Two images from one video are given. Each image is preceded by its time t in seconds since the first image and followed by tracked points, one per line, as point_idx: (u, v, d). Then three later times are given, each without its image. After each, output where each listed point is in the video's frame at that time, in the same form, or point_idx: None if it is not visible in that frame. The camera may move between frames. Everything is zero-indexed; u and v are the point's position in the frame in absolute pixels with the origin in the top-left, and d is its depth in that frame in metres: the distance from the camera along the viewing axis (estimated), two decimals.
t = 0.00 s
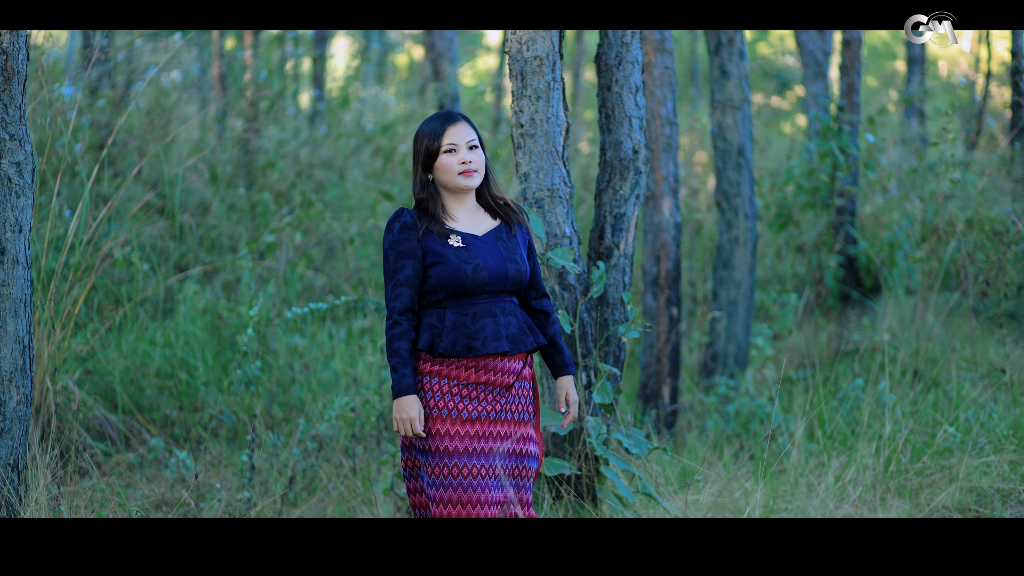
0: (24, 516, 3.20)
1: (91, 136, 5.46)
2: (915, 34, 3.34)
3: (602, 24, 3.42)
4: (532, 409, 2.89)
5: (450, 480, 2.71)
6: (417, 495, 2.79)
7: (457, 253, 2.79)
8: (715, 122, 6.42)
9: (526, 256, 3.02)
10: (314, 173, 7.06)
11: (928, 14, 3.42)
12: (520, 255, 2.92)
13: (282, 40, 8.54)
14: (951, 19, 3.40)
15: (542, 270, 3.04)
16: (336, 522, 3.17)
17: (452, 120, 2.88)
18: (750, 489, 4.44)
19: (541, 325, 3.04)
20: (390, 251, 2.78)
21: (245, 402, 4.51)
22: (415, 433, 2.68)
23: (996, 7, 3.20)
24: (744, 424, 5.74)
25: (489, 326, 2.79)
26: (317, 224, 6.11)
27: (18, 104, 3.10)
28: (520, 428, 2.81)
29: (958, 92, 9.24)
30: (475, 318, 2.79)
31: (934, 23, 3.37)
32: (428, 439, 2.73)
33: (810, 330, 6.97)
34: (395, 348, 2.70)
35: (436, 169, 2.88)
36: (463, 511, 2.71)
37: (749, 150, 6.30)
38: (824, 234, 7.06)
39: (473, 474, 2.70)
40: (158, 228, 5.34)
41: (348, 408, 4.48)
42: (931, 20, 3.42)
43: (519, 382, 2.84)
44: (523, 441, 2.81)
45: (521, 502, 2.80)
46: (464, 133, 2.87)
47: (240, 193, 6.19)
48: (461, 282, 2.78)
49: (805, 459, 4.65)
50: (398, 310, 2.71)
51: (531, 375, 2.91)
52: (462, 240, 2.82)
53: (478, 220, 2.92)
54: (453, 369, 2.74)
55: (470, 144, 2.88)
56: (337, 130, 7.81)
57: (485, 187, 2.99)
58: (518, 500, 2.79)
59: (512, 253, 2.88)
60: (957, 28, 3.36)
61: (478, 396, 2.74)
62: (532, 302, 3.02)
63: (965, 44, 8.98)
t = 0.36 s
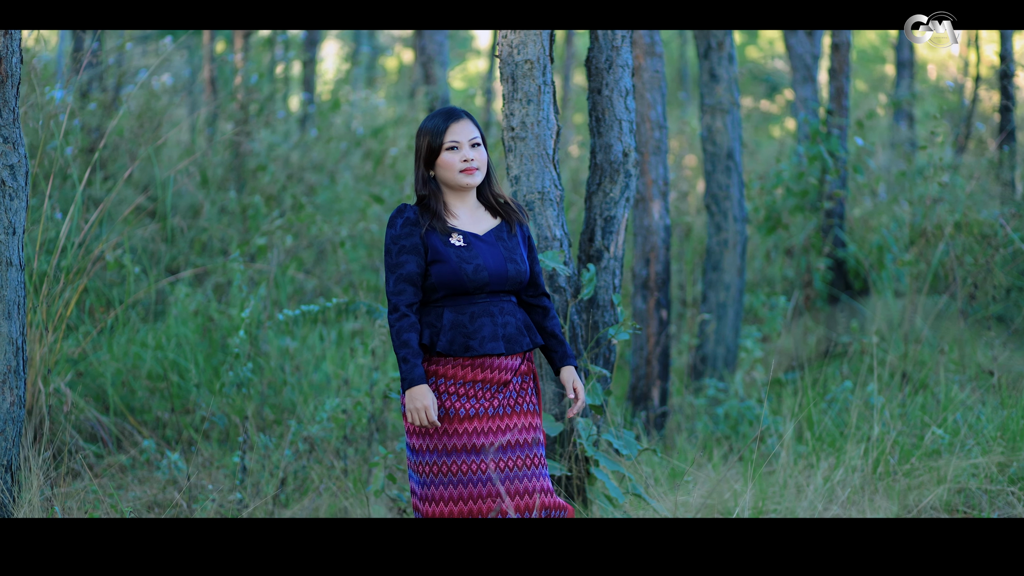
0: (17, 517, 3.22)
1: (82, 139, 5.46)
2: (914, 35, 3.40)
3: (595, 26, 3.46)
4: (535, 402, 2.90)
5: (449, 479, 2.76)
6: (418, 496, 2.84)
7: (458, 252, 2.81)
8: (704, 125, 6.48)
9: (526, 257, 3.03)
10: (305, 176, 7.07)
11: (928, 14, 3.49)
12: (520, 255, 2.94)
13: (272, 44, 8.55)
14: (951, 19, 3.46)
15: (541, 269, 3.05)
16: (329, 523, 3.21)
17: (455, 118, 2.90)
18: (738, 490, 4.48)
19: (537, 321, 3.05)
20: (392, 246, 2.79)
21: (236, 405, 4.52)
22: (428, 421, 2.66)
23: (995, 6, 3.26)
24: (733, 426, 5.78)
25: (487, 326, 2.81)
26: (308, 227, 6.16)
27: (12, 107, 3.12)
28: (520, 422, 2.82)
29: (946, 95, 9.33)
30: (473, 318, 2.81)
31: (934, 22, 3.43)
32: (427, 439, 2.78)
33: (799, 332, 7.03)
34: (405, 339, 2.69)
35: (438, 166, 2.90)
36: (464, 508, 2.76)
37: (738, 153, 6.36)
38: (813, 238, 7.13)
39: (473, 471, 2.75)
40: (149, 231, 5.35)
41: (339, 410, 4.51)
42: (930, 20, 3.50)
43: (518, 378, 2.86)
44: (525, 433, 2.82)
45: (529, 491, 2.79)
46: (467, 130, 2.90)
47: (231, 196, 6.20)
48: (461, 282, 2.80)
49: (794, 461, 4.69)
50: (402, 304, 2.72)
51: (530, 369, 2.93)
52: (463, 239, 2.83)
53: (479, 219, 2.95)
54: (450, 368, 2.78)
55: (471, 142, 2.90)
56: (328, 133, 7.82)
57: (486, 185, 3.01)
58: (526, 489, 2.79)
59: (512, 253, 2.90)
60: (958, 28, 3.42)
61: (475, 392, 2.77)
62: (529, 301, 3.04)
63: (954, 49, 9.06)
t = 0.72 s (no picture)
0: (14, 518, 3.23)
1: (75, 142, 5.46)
2: (913, 34, 3.56)
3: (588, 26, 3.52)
4: (539, 397, 2.91)
5: (449, 475, 2.82)
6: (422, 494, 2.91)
7: (459, 255, 2.83)
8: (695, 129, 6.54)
9: (527, 257, 3.03)
10: (296, 179, 7.09)
11: (929, 14, 3.64)
12: (521, 257, 2.95)
13: (263, 48, 8.57)
14: (950, 19, 3.59)
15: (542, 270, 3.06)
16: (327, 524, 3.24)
17: (460, 117, 2.90)
18: (729, 491, 4.51)
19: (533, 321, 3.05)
20: (396, 245, 2.81)
21: (230, 407, 4.55)
22: (445, 417, 2.69)
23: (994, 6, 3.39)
24: (724, 428, 5.82)
25: (486, 329, 2.84)
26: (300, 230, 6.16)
27: (7, 111, 3.13)
28: (519, 418, 2.83)
29: (935, 99, 9.42)
30: (472, 321, 2.84)
31: (935, 22, 3.58)
32: (427, 438, 2.85)
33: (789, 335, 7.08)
34: (417, 336, 2.73)
35: (441, 167, 2.92)
36: (466, 503, 2.81)
37: (728, 157, 6.41)
38: (802, 241, 7.19)
39: (472, 465, 2.79)
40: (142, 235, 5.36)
41: (333, 412, 4.53)
42: (930, 20, 3.65)
43: (517, 376, 2.88)
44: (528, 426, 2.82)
45: (533, 479, 2.78)
46: (471, 130, 2.90)
47: (223, 199, 6.20)
48: (461, 285, 2.82)
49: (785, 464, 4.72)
50: (411, 300, 2.75)
51: (531, 367, 2.95)
52: (465, 241, 2.85)
53: (481, 219, 2.96)
54: (449, 371, 2.82)
55: (475, 142, 2.90)
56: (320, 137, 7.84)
57: (489, 185, 3.01)
58: (528, 480, 2.78)
59: (513, 255, 2.91)
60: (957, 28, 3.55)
61: (473, 391, 2.81)
62: (527, 301, 3.04)
63: (943, 53, 9.14)
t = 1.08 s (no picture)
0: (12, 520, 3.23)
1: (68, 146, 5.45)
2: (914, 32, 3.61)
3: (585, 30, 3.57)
4: (544, 401, 2.91)
5: (450, 478, 2.86)
6: (426, 494, 2.96)
7: (464, 260, 2.85)
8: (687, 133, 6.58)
9: (532, 262, 3.05)
10: (289, 183, 7.09)
11: (929, 13, 3.70)
12: (526, 263, 2.97)
13: (254, 51, 8.57)
14: (950, 19, 3.66)
15: (547, 275, 3.07)
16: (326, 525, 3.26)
17: (467, 121, 2.92)
18: (720, 492, 4.55)
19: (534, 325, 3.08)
20: (403, 248, 2.83)
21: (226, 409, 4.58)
22: (458, 421, 2.74)
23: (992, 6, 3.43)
24: (716, 430, 5.86)
25: (489, 334, 2.86)
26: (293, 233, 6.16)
27: (3, 114, 3.14)
28: (521, 421, 2.83)
29: (924, 103, 9.50)
30: (476, 325, 2.86)
31: (936, 21, 3.66)
32: (432, 440, 2.89)
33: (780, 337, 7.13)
34: (427, 340, 2.76)
35: (447, 170, 2.93)
36: (465, 506, 2.85)
37: (721, 161, 6.45)
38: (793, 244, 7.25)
39: (472, 469, 2.82)
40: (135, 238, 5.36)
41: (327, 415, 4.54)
42: (931, 20, 3.70)
43: (521, 380, 2.89)
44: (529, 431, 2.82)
45: (532, 485, 2.78)
46: (478, 134, 2.92)
47: (217, 203, 6.20)
48: (465, 290, 2.84)
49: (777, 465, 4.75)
50: (417, 303, 2.78)
51: (535, 371, 2.96)
52: (470, 246, 2.87)
53: (486, 224, 2.98)
54: (454, 375, 2.85)
55: (481, 147, 2.92)
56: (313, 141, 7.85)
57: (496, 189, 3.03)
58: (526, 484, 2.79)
59: (518, 261, 2.93)
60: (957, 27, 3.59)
61: (476, 395, 2.83)
62: (531, 305, 3.06)
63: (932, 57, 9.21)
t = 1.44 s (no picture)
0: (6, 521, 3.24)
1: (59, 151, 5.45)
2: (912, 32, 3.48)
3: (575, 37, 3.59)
4: (548, 413, 2.97)
5: (451, 489, 2.89)
6: (425, 500, 3.00)
7: (473, 267, 2.88)
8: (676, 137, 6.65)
9: (540, 270, 3.08)
10: (279, 188, 7.10)
11: (928, 14, 3.56)
12: (534, 270, 3.00)
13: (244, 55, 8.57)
14: (951, 19, 3.51)
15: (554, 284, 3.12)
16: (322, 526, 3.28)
17: (477, 129, 2.96)
18: (709, 493, 4.59)
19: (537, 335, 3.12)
20: (412, 255, 2.86)
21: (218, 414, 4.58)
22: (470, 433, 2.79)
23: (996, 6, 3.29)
24: (705, 432, 5.91)
25: (498, 341, 2.89)
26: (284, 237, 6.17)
27: None
28: (528, 435, 2.89)
29: (910, 107, 9.60)
30: (484, 332, 2.89)
31: (935, 22, 3.52)
32: (434, 449, 2.91)
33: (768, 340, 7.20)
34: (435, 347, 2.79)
35: (458, 178, 2.96)
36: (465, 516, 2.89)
37: (709, 165, 6.51)
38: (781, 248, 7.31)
39: (474, 482, 2.85)
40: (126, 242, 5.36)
41: (320, 417, 4.57)
42: (931, 20, 3.56)
43: (528, 390, 2.94)
44: (534, 447, 2.88)
45: (532, 502, 2.87)
46: (488, 142, 2.95)
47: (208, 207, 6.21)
48: (473, 297, 2.87)
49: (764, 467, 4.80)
50: (424, 311, 2.81)
51: (542, 380, 3.01)
52: (479, 254, 2.90)
53: (496, 231, 3.02)
54: (463, 383, 2.87)
55: (492, 154, 2.95)
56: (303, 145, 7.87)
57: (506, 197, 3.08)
58: (527, 499, 2.87)
59: (526, 269, 2.96)
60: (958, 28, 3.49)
61: (485, 406, 2.87)
62: (539, 314, 3.10)
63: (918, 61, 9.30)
